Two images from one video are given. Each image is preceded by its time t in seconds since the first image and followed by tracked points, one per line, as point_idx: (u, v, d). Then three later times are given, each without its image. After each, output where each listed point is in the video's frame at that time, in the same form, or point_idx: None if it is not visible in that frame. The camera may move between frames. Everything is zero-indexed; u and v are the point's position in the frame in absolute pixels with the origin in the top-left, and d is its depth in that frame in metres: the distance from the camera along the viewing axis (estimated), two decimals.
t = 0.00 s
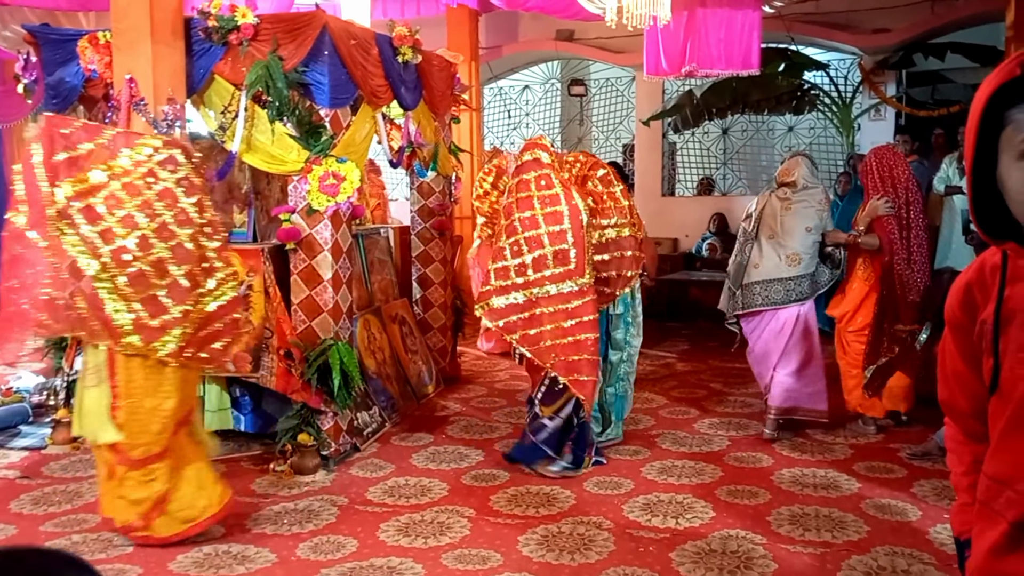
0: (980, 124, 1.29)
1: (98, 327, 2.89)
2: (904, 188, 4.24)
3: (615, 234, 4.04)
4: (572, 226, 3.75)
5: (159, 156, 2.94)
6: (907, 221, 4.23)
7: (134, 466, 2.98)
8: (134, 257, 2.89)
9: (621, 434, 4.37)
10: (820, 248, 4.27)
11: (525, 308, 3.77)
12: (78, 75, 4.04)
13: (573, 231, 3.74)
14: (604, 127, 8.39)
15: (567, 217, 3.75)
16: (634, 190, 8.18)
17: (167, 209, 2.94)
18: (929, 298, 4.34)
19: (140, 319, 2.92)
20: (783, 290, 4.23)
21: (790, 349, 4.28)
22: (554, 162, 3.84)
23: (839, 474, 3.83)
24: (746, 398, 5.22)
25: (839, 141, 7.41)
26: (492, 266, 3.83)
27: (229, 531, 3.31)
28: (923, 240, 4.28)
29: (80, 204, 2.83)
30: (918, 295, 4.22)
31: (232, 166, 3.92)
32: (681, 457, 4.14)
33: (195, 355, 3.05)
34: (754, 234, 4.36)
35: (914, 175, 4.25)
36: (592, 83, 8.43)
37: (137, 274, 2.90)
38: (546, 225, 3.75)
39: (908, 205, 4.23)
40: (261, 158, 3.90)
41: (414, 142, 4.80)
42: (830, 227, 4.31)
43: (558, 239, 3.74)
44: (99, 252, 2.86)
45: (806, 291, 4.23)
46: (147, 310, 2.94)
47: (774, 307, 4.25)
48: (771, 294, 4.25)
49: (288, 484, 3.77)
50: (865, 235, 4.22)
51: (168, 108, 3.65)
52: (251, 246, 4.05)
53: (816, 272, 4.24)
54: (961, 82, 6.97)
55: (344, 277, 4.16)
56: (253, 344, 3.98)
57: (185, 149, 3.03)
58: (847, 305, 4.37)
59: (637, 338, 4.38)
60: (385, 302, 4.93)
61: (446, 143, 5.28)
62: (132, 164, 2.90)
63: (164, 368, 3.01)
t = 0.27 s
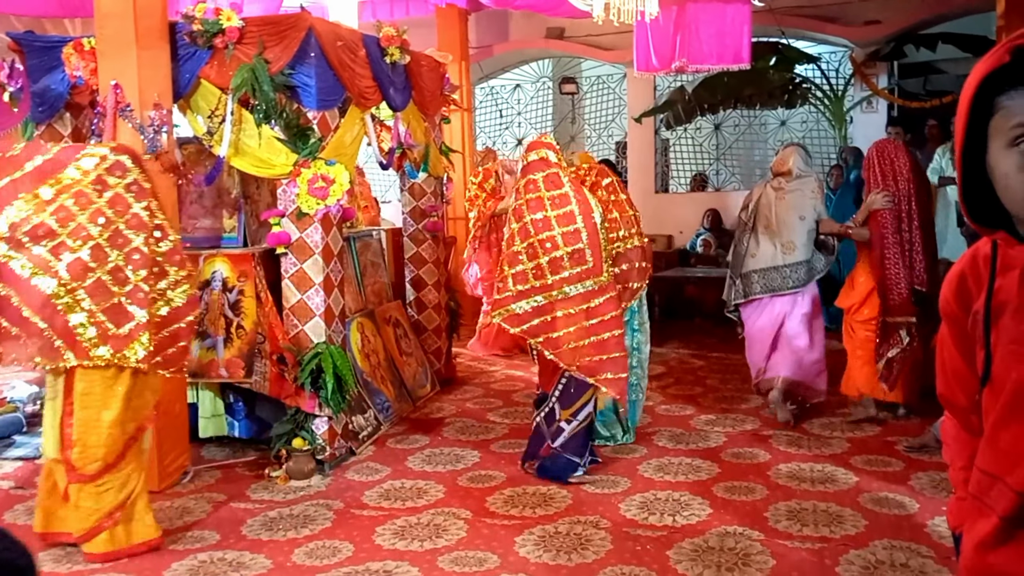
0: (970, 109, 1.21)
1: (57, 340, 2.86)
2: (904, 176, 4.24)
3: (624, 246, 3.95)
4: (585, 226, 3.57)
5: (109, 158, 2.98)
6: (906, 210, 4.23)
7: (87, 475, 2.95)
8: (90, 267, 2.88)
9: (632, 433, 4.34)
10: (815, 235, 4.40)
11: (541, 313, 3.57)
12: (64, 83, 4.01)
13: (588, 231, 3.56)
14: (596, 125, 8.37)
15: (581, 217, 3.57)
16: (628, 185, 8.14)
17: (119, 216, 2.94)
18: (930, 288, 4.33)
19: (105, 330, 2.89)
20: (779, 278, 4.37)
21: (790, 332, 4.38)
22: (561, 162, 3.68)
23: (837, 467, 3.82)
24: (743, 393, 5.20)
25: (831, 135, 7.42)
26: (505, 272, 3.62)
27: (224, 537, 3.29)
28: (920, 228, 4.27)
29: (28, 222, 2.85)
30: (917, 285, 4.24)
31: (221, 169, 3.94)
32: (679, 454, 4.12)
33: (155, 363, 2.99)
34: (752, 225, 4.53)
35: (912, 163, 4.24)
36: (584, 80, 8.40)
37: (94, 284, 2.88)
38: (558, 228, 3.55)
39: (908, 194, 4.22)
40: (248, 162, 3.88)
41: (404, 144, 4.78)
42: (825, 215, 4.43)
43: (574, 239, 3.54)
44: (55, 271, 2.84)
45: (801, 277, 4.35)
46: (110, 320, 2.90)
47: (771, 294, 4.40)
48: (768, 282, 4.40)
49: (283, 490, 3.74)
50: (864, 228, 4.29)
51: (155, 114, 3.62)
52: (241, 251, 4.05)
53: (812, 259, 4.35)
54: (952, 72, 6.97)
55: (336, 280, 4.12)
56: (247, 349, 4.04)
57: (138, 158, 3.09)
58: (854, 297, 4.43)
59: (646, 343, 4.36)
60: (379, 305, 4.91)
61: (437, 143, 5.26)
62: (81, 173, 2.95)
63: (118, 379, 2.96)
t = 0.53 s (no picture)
0: (955, 110, 1.25)
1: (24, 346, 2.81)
2: (904, 174, 4.31)
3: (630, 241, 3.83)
4: (601, 226, 3.39)
5: (63, 165, 2.92)
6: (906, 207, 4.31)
7: (72, 478, 2.92)
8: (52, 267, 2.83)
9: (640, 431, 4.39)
10: (815, 231, 4.53)
11: (559, 316, 3.41)
12: (57, 86, 4.01)
13: (604, 231, 3.39)
14: (591, 125, 8.36)
15: (597, 217, 3.39)
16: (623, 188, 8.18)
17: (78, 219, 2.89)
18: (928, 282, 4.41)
19: (71, 332, 2.83)
20: (779, 272, 4.55)
21: (792, 324, 4.57)
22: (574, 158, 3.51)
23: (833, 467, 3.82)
24: (738, 393, 5.21)
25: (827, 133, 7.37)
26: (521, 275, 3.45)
27: (218, 541, 3.27)
28: (920, 224, 4.35)
29: None
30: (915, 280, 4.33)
31: (213, 171, 3.93)
32: (674, 455, 4.12)
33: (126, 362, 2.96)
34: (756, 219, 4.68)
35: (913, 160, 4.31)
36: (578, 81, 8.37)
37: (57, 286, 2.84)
38: (575, 228, 3.38)
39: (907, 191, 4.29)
40: (242, 164, 3.87)
41: (398, 145, 4.78)
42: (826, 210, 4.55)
43: (589, 241, 3.37)
44: (16, 277, 2.80)
45: (800, 271, 4.51)
46: (78, 323, 2.85)
47: (772, 288, 4.57)
48: (769, 276, 4.58)
49: (277, 493, 3.73)
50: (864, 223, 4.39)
51: (147, 117, 3.61)
52: (235, 253, 4.06)
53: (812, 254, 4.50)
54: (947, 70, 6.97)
55: (330, 282, 4.10)
56: (240, 352, 4.05)
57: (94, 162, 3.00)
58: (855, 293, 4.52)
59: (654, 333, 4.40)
60: (374, 307, 4.91)
61: (431, 145, 5.25)
62: (35, 182, 2.91)
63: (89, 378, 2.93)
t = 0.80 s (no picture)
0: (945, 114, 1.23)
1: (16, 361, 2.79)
2: (907, 172, 4.38)
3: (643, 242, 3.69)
4: (618, 224, 3.41)
5: (28, 177, 2.91)
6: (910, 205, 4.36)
7: (58, 486, 2.95)
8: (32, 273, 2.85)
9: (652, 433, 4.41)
10: (824, 233, 4.56)
11: (573, 316, 3.38)
12: (53, 90, 4.00)
13: (622, 229, 3.41)
14: (589, 127, 8.35)
15: (615, 213, 3.41)
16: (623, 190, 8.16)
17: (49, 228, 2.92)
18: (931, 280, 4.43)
19: (59, 340, 2.89)
20: (787, 273, 4.60)
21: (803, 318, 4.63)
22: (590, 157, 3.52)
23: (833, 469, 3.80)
24: (738, 394, 5.19)
25: (826, 132, 7.34)
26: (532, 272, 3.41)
27: (216, 546, 3.25)
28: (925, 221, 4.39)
29: None
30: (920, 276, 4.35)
31: (210, 174, 3.91)
32: (674, 457, 4.10)
33: (108, 365, 3.03)
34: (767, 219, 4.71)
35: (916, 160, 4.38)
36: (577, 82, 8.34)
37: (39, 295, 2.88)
38: (592, 225, 3.38)
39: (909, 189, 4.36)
40: (239, 167, 3.87)
41: (395, 147, 4.78)
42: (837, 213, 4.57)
43: (608, 237, 3.38)
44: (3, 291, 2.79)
45: (808, 274, 4.56)
46: (62, 329, 2.91)
47: (780, 288, 4.62)
48: (777, 277, 4.63)
49: (275, 497, 3.72)
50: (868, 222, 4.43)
51: (143, 120, 3.60)
52: (232, 256, 4.04)
53: (820, 255, 4.55)
54: (946, 69, 6.96)
55: (327, 285, 4.08)
56: (238, 356, 4.04)
57: (57, 172, 3.01)
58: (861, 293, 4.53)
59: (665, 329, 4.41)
60: (372, 310, 4.90)
61: (428, 147, 5.24)
62: (2, 196, 2.90)
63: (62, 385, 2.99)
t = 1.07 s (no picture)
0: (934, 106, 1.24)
1: None
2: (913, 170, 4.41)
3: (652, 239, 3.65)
4: (633, 226, 3.37)
5: None
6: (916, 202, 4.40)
7: (26, 484, 3.09)
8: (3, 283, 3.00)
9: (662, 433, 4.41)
10: (837, 228, 4.63)
11: (584, 323, 3.36)
12: (50, 94, 4.00)
13: (635, 233, 3.37)
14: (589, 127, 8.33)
15: (628, 217, 3.37)
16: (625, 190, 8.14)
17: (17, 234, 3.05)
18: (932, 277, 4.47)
19: (39, 343, 3.06)
20: (801, 267, 4.70)
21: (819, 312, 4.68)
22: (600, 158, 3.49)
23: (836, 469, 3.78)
24: (740, 395, 5.17)
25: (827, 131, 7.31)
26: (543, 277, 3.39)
27: (215, 550, 3.24)
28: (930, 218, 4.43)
29: None
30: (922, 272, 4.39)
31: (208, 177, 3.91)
32: (675, 458, 4.08)
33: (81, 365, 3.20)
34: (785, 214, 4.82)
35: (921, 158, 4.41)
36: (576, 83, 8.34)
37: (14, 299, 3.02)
38: (606, 228, 3.34)
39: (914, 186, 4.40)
40: (236, 169, 3.85)
41: (393, 148, 4.76)
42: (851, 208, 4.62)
43: (621, 243, 3.34)
44: None
45: (820, 268, 4.65)
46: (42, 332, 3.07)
47: (794, 281, 4.73)
48: (791, 270, 4.74)
49: (275, 501, 3.70)
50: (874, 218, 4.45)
51: (140, 123, 3.60)
52: (231, 259, 4.03)
53: (833, 250, 4.62)
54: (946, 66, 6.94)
55: (326, 288, 4.07)
56: (237, 359, 4.03)
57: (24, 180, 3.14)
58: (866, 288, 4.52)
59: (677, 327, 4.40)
60: (372, 312, 4.89)
61: (427, 148, 5.22)
62: None
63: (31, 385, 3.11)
